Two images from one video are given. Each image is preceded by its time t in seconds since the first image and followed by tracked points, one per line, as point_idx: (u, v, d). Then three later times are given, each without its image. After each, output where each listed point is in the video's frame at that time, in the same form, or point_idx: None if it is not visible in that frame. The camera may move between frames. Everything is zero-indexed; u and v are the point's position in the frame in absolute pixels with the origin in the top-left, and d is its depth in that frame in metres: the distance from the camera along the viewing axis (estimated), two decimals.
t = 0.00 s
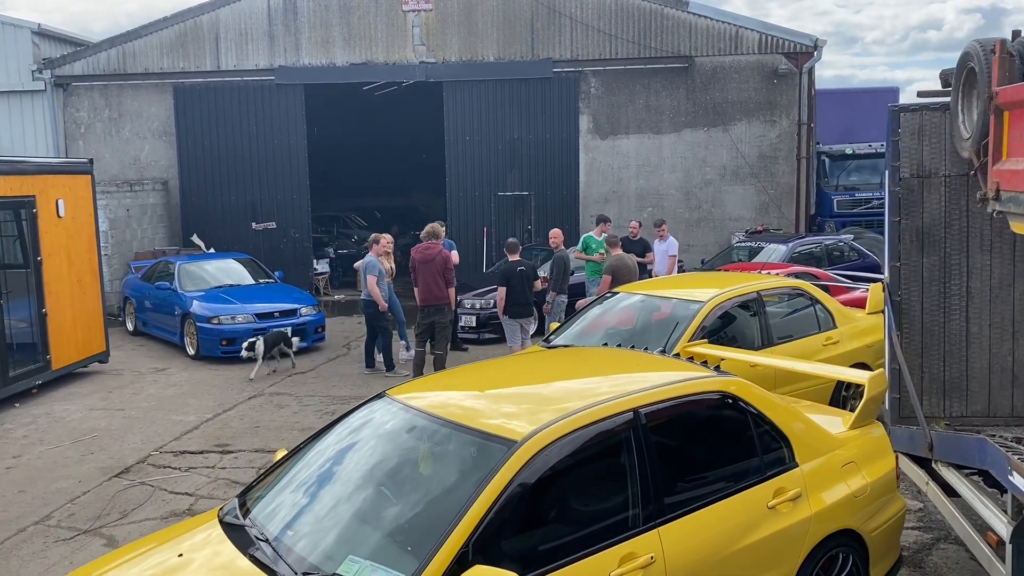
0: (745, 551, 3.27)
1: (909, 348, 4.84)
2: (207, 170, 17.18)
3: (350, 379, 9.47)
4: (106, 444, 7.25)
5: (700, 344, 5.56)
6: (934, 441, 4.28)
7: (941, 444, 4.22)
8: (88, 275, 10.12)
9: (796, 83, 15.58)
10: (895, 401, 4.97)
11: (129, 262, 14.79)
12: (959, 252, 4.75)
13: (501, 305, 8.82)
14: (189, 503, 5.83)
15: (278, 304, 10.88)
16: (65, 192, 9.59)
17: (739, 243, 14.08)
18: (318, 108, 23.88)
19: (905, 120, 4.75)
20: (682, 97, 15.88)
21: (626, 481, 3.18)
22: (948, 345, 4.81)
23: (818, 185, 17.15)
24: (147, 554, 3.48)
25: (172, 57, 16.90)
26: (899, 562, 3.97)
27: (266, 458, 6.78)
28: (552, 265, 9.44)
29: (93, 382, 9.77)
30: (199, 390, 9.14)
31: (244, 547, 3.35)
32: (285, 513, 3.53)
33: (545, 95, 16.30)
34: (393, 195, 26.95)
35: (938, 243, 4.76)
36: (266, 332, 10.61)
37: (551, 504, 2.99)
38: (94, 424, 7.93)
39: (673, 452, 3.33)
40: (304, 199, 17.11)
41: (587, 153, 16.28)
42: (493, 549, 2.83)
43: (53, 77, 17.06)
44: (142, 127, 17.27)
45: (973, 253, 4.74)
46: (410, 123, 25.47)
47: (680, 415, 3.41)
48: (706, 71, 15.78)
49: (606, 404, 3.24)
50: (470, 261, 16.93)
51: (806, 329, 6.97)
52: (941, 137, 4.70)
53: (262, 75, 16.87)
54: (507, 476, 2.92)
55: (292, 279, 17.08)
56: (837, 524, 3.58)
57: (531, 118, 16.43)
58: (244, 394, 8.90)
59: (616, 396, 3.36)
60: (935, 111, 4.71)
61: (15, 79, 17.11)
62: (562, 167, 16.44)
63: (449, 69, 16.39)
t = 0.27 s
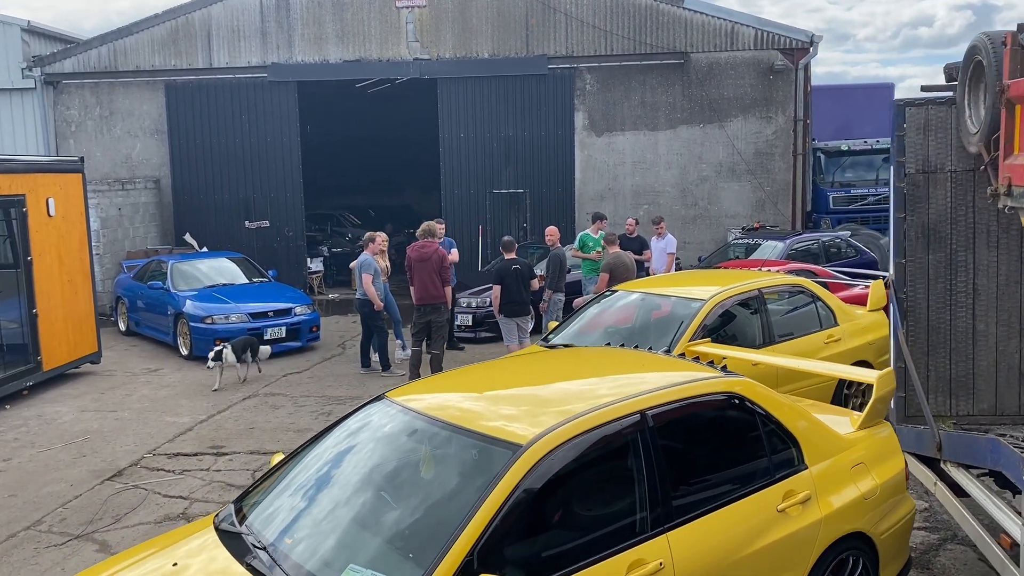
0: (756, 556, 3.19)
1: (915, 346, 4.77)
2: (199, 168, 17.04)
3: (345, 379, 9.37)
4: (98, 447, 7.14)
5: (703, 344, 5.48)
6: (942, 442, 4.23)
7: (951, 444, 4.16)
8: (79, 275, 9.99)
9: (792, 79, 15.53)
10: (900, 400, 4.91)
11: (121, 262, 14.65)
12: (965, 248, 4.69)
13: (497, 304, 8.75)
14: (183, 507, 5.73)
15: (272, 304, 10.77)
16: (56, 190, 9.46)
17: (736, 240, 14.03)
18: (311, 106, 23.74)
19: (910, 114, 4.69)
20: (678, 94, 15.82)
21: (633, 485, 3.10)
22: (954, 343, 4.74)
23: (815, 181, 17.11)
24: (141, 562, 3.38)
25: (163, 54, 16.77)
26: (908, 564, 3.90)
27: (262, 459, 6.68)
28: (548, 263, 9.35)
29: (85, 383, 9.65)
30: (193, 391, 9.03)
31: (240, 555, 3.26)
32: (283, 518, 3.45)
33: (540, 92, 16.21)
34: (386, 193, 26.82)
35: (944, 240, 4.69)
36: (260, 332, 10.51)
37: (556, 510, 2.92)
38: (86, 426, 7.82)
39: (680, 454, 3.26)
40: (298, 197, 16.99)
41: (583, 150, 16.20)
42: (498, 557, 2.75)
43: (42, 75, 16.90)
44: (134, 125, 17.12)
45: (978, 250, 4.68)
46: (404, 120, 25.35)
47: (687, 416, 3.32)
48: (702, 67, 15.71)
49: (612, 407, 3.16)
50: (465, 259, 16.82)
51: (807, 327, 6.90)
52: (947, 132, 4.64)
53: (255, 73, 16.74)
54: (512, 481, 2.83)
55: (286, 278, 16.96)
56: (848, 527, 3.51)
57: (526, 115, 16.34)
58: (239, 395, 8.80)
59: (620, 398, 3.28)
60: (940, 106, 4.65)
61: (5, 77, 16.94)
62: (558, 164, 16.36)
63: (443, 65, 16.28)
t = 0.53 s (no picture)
0: (765, 561, 3.13)
1: (920, 345, 4.72)
2: (192, 166, 16.90)
3: (341, 378, 9.28)
4: (90, 449, 7.04)
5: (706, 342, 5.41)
6: (951, 442, 4.17)
7: (960, 444, 4.10)
8: (70, 274, 9.86)
9: (788, 76, 15.48)
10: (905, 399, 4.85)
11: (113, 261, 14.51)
12: (970, 245, 4.63)
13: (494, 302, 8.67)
14: (177, 510, 5.64)
15: (265, 303, 10.67)
16: (46, 188, 9.32)
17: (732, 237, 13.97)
18: (304, 103, 23.59)
19: (915, 110, 4.64)
20: (673, 90, 15.75)
21: (640, 489, 3.03)
22: (959, 341, 4.68)
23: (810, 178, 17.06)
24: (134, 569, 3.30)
25: (155, 51, 16.63)
26: (916, 566, 3.84)
27: (257, 461, 6.59)
28: (545, 261, 9.27)
29: (77, 384, 9.53)
30: (186, 391, 8.92)
31: (237, 562, 3.17)
32: (280, 523, 3.37)
33: (535, 89, 16.12)
34: (380, 191, 26.69)
35: (950, 236, 4.64)
36: (253, 331, 10.42)
37: (561, 516, 2.84)
38: (77, 428, 7.71)
39: (687, 457, 3.19)
40: (291, 195, 16.86)
41: (578, 147, 16.12)
42: (504, 564, 2.68)
43: (32, 72, 16.74)
44: (125, 122, 16.97)
45: (984, 247, 4.62)
46: (397, 118, 25.22)
47: (693, 418, 3.25)
48: (697, 64, 15.65)
49: (617, 409, 3.08)
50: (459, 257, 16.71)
51: (808, 325, 6.84)
52: (952, 127, 4.58)
53: (247, 69, 16.61)
54: (517, 486, 2.76)
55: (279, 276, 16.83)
56: (857, 530, 3.45)
57: (521, 112, 16.24)
58: (233, 395, 8.70)
59: (620, 399, 3.21)
60: (946, 101, 4.60)
61: None
62: (553, 162, 16.27)
63: (438, 62, 16.18)
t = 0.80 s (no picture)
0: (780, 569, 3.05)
1: (928, 345, 4.65)
2: (184, 164, 16.75)
3: (336, 379, 9.17)
4: (83, 451, 6.92)
5: (710, 343, 5.33)
6: (962, 444, 4.10)
7: (972, 446, 4.03)
8: (62, 273, 9.72)
9: (785, 73, 15.42)
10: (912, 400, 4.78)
11: (105, 260, 14.36)
12: (979, 244, 4.57)
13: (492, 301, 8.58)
14: (172, 515, 5.53)
15: (260, 302, 10.56)
16: (36, 186, 9.18)
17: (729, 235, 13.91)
18: (297, 100, 23.44)
19: (924, 106, 4.57)
20: (670, 87, 15.68)
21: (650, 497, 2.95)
22: (968, 342, 4.61)
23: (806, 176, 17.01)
24: None
25: (147, 48, 16.48)
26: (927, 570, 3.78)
27: (252, 464, 6.48)
28: (543, 259, 9.19)
29: (69, 385, 9.40)
30: (179, 392, 8.79)
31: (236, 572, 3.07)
32: (279, 529, 3.28)
33: (530, 86, 16.02)
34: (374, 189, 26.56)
35: (958, 235, 4.57)
36: (247, 330, 10.31)
37: (570, 524, 2.76)
38: (69, 430, 7.58)
39: (699, 462, 3.11)
40: (285, 193, 16.72)
41: (574, 145, 16.04)
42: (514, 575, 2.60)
43: (22, 69, 16.57)
44: (117, 120, 16.80)
45: (993, 246, 4.56)
46: (391, 115, 25.10)
47: (703, 422, 3.17)
48: (694, 61, 15.57)
49: (626, 414, 3.00)
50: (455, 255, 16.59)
51: (811, 324, 6.77)
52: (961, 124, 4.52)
53: (240, 66, 16.46)
54: (526, 495, 2.69)
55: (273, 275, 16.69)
56: (871, 536, 3.38)
57: (517, 109, 16.15)
58: (227, 396, 8.58)
59: (621, 404, 3.13)
60: (954, 97, 4.54)
61: None
62: (549, 159, 16.18)
63: (433, 59, 16.06)
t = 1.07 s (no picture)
0: None
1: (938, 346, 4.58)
2: (177, 161, 16.60)
3: (333, 379, 9.07)
4: (76, 453, 6.81)
5: (716, 343, 5.26)
6: (975, 447, 4.03)
7: (985, 449, 3.97)
8: (54, 271, 9.59)
9: (782, 70, 15.36)
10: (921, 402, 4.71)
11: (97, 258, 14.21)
12: (990, 243, 4.50)
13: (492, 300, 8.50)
14: (167, 518, 5.43)
15: (255, 301, 10.45)
16: (29, 184, 9.05)
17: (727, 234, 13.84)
18: (291, 98, 23.29)
19: (934, 102, 4.50)
20: (667, 85, 15.61)
21: (664, 504, 2.88)
22: (978, 342, 4.55)
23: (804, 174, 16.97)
24: None
25: (140, 44, 16.33)
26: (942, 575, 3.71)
27: (249, 466, 6.38)
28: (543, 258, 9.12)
29: (61, 385, 9.28)
30: (174, 392, 8.68)
31: None
32: (279, 536, 3.19)
33: (527, 83, 15.93)
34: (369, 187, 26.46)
35: (969, 234, 4.50)
36: (242, 330, 10.20)
37: (581, 533, 2.68)
38: (62, 431, 7.46)
39: (712, 468, 3.03)
40: (279, 191, 16.59)
41: (571, 142, 15.96)
42: None
43: (14, 65, 16.40)
44: (109, 116, 16.64)
45: (1004, 244, 4.48)
46: (386, 113, 24.95)
47: (716, 427, 3.09)
48: (692, 58, 15.50)
49: (638, 418, 2.92)
50: (451, 253, 16.48)
51: (814, 323, 6.70)
52: (973, 120, 4.45)
53: (234, 63, 16.33)
54: (536, 504, 2.61)
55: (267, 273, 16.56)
56: (887, 542, 3.31)
57: (513, 107, 16.05)
58: (222, 396, 8.47)
59: (624, 408, 3.05)
60: (965, 93, 4.47)
61: None
62: (545, 156, 16.09)
63: (429, 55, 15.95)
